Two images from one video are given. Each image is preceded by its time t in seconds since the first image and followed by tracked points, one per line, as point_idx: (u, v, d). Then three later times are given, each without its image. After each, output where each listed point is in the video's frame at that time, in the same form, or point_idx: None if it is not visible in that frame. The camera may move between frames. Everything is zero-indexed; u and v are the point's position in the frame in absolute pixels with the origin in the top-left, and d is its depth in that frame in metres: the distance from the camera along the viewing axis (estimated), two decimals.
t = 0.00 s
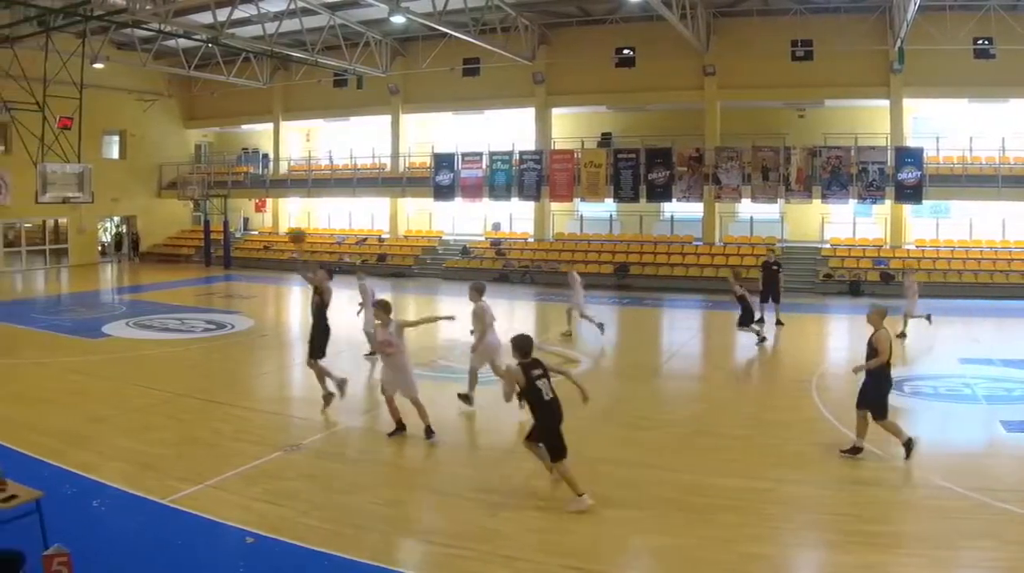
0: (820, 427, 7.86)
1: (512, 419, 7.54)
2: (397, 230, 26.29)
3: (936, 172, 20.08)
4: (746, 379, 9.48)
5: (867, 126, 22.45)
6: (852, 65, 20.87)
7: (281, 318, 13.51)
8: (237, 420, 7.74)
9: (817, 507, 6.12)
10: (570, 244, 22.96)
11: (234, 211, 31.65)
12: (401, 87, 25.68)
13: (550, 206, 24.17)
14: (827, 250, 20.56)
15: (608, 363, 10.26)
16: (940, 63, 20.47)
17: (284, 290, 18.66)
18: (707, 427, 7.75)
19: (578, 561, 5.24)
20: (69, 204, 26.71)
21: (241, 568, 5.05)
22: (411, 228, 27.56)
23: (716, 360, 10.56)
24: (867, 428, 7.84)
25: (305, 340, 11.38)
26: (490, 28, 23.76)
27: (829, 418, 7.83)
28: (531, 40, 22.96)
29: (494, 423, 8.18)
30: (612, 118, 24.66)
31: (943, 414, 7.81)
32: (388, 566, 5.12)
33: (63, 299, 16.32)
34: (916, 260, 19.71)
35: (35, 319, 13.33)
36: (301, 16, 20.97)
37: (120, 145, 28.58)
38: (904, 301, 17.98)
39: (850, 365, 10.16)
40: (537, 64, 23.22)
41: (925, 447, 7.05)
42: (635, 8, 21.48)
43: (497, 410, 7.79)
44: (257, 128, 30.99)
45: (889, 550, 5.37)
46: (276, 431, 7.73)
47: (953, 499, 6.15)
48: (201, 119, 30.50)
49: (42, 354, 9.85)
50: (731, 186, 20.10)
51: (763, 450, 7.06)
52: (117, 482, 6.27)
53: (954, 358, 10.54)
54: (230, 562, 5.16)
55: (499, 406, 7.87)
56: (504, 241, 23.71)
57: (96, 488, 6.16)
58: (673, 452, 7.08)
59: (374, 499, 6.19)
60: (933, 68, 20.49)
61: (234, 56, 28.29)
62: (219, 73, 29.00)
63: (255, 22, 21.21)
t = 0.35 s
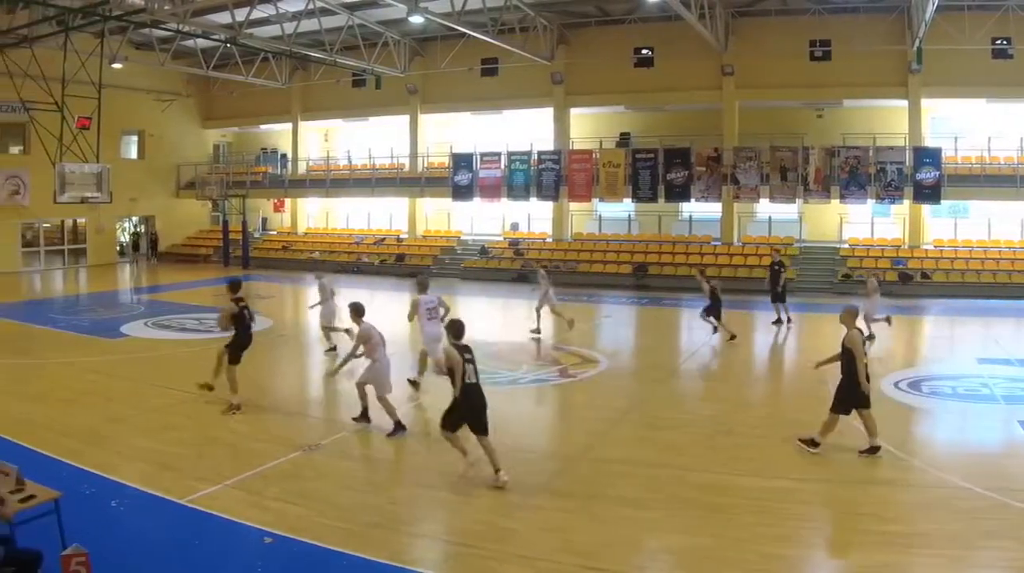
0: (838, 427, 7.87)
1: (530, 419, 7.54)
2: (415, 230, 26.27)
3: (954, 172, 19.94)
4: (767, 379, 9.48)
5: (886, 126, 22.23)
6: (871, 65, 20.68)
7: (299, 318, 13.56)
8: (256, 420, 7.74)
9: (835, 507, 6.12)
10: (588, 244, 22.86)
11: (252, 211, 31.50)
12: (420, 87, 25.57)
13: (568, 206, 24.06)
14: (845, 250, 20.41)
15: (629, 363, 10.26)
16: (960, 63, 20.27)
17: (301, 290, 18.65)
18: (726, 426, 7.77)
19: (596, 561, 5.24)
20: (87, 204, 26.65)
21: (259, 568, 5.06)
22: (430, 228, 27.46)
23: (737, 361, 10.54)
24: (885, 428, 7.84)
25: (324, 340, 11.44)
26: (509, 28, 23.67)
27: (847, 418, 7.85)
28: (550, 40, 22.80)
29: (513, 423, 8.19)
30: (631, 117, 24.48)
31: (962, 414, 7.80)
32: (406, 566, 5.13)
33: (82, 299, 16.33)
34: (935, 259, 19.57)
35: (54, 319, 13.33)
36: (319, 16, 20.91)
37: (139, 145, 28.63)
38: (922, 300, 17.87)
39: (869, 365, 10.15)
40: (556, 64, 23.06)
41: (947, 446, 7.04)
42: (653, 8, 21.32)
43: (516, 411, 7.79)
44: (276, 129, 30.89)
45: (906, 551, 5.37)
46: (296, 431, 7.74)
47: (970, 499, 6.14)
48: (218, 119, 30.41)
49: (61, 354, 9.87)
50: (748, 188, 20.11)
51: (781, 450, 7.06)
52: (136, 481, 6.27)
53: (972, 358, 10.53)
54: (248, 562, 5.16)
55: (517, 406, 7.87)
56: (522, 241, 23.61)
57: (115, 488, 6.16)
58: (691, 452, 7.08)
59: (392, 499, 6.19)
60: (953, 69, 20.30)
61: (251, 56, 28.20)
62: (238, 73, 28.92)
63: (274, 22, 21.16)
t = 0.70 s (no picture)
0: (856, 426, 7.87)
1: (548, 418, 7.54)
2: (434, 230, 26.28)
3: (972, 172, 19.82)
4: (784, 379, 9.48)
5: (905, 126, 22.12)
6: (888, 66, 20.54)
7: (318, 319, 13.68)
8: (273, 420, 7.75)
9: (854, 507, 6.11)
10: (607, 244, 22.80)
11: (269, 211, 31.55)
12: (439, 87, 25.58)
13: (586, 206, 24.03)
14: (863, 250, 20.31)
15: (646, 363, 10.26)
16: (978, 63, 20.12)
17: (320, 290, 18.70)
18: (744, 424, 7.82)
19: (614, 561, 5.24)
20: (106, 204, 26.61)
21: (277, 568, 5.05)
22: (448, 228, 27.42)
23: (756, 361, 10.54)
24: (902, 427, 7.84)
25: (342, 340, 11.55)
26: (527, 28, 23.66)
27: (865, 417, 7.85)
28: (568, 40, 22.70)
29: (530, 423, 8.20)
30: (650, 117, 24.40)
31: (980, 414, 7.79)
32: (424, 566, 5.13)
33: (100, 299, 16.33)
34: (953, 260, 19.43)
35: (72, 318, 13.35)
36: (338, 16, 20.87)
37: (157, 145, 28.56)
38: (940, 300, 17.79)
39: (886, 365, 10.15)
40: (574, 63, 23.03)
41: (964, 444, 7.06)
42: (672, 8, 21.21)
43: (535, 410, 7.78)
44: (295, 129, 30.86)
45: (926, 551, 5.36)
46: (313, 430, 7.77)
47: (989, 499, 6.13)
48: (237, 118, 30.39)
49: (79, 353, 9.90)
50: (767, 188, 19.93)
51: (800, 451, 7.05)
52: (155, 481, 6.28)
53: (991, 359, 10.51)
54: (267, 562, 5.16)
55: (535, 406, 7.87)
56: (540, 241, 23.55)
57: (134, 488, 6.17)
58: (710, 452, 7.07)
59: (409, 500, 6.19)
60: (972, 69, 20.15)
61: (270, 56, 28.14)
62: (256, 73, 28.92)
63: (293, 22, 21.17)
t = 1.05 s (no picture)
0: (874, 427, 7.87)
1: (567, 418, 7.55)
2: (452, 230, 26.29)
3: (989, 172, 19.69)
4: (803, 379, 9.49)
5: (923, 126, 22.10)
6: (907, 66, 20.46)
7: (337, 319, 13.80)
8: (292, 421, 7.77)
9: (873, 507, 6.10)
10: (626, 244, 22.77)
11: (289, 211, 31.55)
12: (457, 87, 25.60)
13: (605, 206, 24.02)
14: (881, 250, 20.27)
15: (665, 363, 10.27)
16: (997, 63, 20.01)
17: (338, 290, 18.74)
18: (762, 424, 7.84)
19: (633, 561, 5.23)
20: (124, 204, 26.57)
21: (296, 568, 5.05)
22: (466, 228, 27.41)
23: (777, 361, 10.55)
24: (920, 427, 7.85)
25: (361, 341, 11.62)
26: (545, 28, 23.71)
27: (883, 418, 7.86)
28: (587, 40, 22.69)
29: (548, 424, 8.21)
30: (669, 117, 24.39)
31: (998, 414, 7.77)
32: (443, 566, 5.12)
33: (118, 299, 16.35)
34: (972, 260, 19.35)
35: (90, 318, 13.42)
36: (356, 16, 20.83)
37: (176, 145, 28.55)
38: (957, 300, 17.70)
39: (905, 365, 10.16)
40: (593, 64, 23.05)
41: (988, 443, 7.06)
42: (690, 8, 21.16)
43: (553, 411, 7.78)
44: (313, 129, 30.89)
45: (945, 551, 5.35)
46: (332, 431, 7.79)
47: (1008, 499, 6.11)
48: (256, 118, 30.37)
49: (97, 353, 9.93)
50: (785, 188, 19.95)
51: (817, 451, 7.05)
52: (174, 481, 6.29)
53: (1013, 359, 10.47)
54: (286, 562, 5.16)
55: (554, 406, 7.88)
56: (559, 241, 23.54)
57: (153, 488, 6.17)
58: (728, 452, 7.08)
59: (428, 500, 6.19)
60: (992, 69, 20.03)
61: (289, 56, 28.12)
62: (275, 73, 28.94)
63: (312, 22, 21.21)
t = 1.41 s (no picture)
0: (893, 427, 7.87)
1: (586, 419, 7.55)
2: (471, 230, 26.27)
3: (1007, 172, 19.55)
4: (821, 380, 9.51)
5: (942, 126, 22.06)
6: (926, 66, 20.39)
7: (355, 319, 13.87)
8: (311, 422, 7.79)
9: (892, 507, 6.09)
10: (642, 244, 22.73)
11: (307, 211, 31.52)
12: (475, 87, 25.58)
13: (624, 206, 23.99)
14: (900, 250, 20.20)
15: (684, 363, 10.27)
16: (1016, 63, 19.90)
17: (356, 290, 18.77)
18: (780, 425, 7.86)
19: (651, 561, 5.22)
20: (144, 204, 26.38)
21: (314, 568, 5.04)
22: (484, 228, 27.38)
23: (796, 361, 10.56)
24: (939, 427, 7.84)
25: (379, 341, 11.66)
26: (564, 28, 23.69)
27: (902, 418, 7.86)
28: (605, 40, 22.65)
29: (567, 424, 8.22)
30: (688, 117, 24.36)
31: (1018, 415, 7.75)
32: (461, 566, 5.12)
33: (135, 299, 16.37)
34: (992, 260, 19.26)
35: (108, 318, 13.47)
36: (374, 15, 20.82)
37: (194, 145, 28.53)
38: (976, 300, 17.62)
39: (924, 365, 10.16)
40: (612, 64, 23.04)
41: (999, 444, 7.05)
42: (708, 8, 21.09)
43: (572, 411, 7.79)
44: (330, 129, 30.92)
45: (964, 551, 5.33)
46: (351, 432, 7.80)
47: None
48: (275, 119, 30.37)
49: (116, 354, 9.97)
50: (804, 188, 19.93)
51: (836, 451, 7.06)
52: (192, 481, 6.29)
53: None
54: (304, 562, 5.15)
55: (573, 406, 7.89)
56: (577, 241, 23.50)
57: (172, 488, 6.18)
58: (747, 452, 7.08)
59: (447, 500, 6.18)
60: (1011, 69, 19.92)
61: (308, 56, 28.06)
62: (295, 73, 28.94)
63: (330, 22, 21.22)
